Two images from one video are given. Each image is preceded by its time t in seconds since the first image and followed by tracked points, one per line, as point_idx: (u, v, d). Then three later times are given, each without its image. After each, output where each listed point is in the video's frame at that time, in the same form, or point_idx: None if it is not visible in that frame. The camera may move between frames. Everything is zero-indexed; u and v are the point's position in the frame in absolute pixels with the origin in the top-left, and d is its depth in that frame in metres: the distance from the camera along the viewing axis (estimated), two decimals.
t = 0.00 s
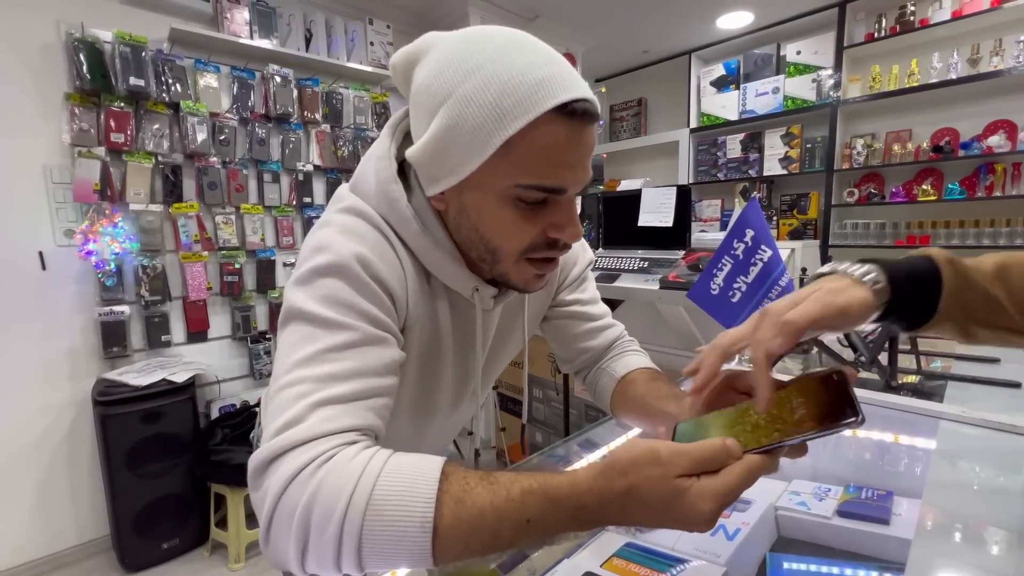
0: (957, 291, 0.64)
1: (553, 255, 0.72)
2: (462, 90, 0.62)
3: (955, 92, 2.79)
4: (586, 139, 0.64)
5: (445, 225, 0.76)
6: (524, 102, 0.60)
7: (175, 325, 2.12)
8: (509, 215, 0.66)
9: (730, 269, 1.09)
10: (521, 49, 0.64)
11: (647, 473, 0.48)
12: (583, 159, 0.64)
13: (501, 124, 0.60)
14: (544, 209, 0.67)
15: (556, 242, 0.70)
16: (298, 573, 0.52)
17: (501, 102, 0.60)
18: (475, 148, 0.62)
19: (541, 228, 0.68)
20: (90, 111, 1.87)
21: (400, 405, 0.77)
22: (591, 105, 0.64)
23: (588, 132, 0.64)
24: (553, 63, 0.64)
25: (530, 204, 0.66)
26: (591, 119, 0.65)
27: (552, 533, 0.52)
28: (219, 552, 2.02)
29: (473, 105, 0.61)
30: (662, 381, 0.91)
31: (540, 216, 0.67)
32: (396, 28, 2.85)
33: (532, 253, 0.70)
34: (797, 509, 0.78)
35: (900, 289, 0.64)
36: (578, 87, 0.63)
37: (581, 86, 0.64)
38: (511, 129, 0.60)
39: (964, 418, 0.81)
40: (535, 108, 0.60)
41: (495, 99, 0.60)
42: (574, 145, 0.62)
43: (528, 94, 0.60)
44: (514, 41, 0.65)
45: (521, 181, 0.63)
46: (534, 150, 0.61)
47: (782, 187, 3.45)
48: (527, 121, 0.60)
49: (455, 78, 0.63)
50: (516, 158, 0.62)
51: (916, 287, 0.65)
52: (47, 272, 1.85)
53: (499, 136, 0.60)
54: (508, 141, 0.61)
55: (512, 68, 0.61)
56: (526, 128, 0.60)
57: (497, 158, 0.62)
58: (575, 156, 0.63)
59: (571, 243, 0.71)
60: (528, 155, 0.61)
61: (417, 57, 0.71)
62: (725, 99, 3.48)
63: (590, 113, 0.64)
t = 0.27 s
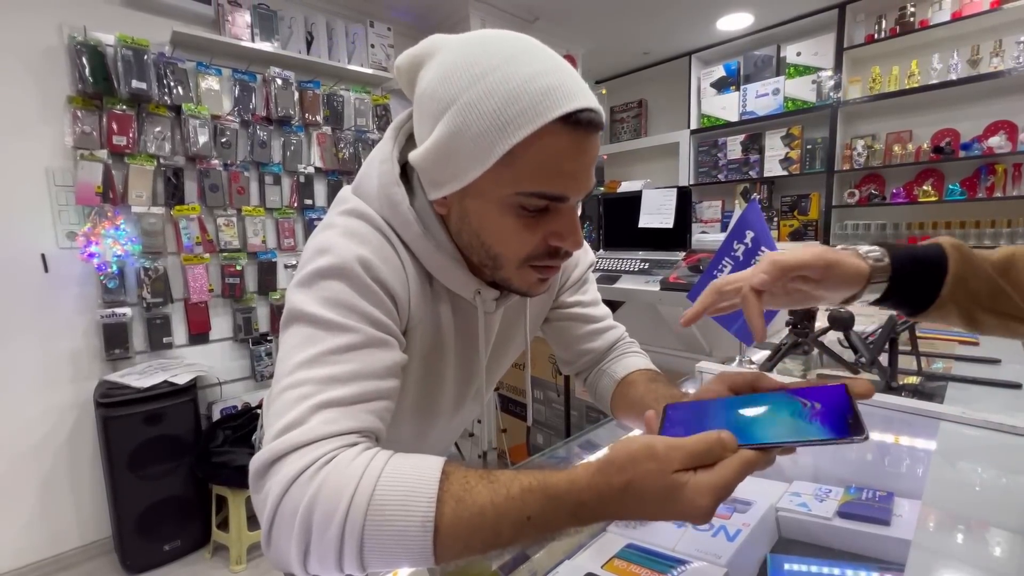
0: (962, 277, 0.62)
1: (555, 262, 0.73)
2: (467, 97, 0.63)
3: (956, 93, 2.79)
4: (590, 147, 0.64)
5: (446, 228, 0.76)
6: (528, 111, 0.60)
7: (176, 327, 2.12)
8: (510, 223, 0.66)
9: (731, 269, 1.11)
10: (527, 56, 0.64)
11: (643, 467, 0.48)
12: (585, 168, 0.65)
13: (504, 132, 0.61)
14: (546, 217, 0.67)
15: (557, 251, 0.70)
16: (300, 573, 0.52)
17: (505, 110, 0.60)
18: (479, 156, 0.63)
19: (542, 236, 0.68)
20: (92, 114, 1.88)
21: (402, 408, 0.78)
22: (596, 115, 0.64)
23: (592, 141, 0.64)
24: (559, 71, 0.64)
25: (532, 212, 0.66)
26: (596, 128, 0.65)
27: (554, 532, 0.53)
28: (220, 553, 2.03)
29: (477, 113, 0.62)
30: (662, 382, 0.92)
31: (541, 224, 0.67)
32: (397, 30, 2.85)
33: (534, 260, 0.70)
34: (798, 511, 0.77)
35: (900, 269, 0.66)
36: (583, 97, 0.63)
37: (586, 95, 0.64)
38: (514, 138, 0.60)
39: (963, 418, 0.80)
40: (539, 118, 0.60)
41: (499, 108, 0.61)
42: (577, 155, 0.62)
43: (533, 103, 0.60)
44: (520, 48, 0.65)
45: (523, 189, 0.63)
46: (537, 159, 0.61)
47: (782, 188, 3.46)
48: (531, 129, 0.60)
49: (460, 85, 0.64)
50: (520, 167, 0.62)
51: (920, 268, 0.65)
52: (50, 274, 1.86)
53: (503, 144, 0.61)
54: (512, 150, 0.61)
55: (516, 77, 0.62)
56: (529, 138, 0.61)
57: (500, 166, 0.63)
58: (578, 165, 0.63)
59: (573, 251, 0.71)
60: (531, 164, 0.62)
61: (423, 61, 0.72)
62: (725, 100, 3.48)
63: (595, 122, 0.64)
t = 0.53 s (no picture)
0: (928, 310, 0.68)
1: (554, 267, 0.73)
2: (468, 102, 0.63)
3: (956, 94, 2.79)
4: (590, 154, 0.64)
5: (446, 232, 0.76)
6: (528, 118, 0.60)
7: (177, 329, 2.13)
8: (509, 228, 0.67)
9: (731, 272, 1.11)
10: (527, 61, 0.64)
11: (650, 475, 0.49)
12: (585, 175, 0.65)
13: (504, 139, 0.61)
14: (545, 223, 0.67)
15: (556, 256, 0.71)
16: None
17: (504, 117, 0.60)
18: (478, 162, 0.63)
19: (540, 242, 0.68)
20: (94, 117, 1.89)
21: (403, 410, 0.78)
22: (596, 121, 0.64)
23: (592, 147, 0.65)
24: (560, 77, 0.64)
25: (531, 217, 0.66)
26: (596, 135, 0.65)
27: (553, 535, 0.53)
28: (221, 555, 2.03)
29: (478, 119, 0.62)
30: (662, 384, 0.92)
31: (540, 229, 0.67)
32: (398, 32, 2.86)
33: (534, 265, 0.71)
34: (798, 513, 0.76)
35: (866, 310, 0.70)
36: (583, 103, 0.63)
37: (586, 102, 0.65)
38: (514, 145, 0.60)
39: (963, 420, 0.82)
40: (538, 124, 0.60)
41: (499, 114, 0.61)
42: (577, 161, 0.63)
43: (533, 110, 0.60)
44: (521, 53, 0.65)
45: (522, 196, 0.63)
46: (536, 166, 0.62)
47: (783, 189, 3.46)
48: (531, 136, 0.60)
49: (461, 90, 0.64)
50: (520, 173, 0.62)
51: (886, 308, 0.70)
52: (51, 276, 1.86)
53: (502, 150, 0.61)
54: (512, 157, 0.61)
55: (516, 83, 0.62)
56: (529, 144, 0.61)
57: (499, 172, 0.63)
58: (578, 172, 0.63)
59: (572, 256, 0.71)
60: (531, 171, 0.62)
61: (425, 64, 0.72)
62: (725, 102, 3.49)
63: (595, 129, 0.64)
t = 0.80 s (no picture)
0: None
1: (554, 273, 0.73)
2: (474, 105, 0.63)
3: (956, 95, 2.79)
4: (593, 161, 0.65)
5: (448, 234, 0.76)
6: (534, 122, 0.60)
7: (178, 331, 2.13)
8: (511, 232, 0.67)
9: (731, 274, 1.09)
10: (534, 67, 0.64)
11: (646, 474, 0.49)
12: (588, 181, 0.65)
13: (509, 142, 0.61)
14: (546, 227, 0.67)
15: (557, 261, 0.71)
16: None
17: (511, 121, 0.61)
18: (482, 164, 0.63)
19: (541, 247, 0.68)
20: (95, 119, 1.89)
21: (402, 413, 0.78)
22: (600, 129, 0.64)
23: (596, 154, 0.65)
24: (566, 83, 0.65)
25: (532, 221, 0.66)
26: (600, 142, 0.65)
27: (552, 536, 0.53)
28: (221, 557, 2.03)
29: (483, 122, 0.62)
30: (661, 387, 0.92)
31: (541, 234, 0.67)
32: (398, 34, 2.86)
33: (534, 270, 0.71)
34: (799, 516, 0.76)
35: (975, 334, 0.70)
36: (588, 110, 0.64)
37: (591, 109, 0.65)
38: (519, 149, 0.60)
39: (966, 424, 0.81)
40: (544, 129, 0.60)
41: (505, 118, 0.61)
42: (579, 167, 0.63)
43: (539, 115, 0.60)
44: (528, 58, 0.65)
45: (525, 199, 0.63)
46: (539, 171, 0.62)
47: (783, 190, 3.46)
48: (535, 141, 0.60)
49: (468, 93, 0.64)
50: (523, 177, 0.62)
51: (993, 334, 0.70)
52: (52, 278, 1.87)
53: (507, 154, 0.61)
54: (516, 160, 0.62)
55: (524, 88, 0.62)
56: (534, 148, 0.61)
57: (503, 174, 0.63)
58: (580, 178, 0.64)
59: (572, 262, 0.71)
60: (534, 175, 0.62)
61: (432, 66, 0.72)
62: (725, 103, 3.49)
63: (599, 136, 0.65)
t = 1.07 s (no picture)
0: None
1: (559, 275, 0.73)
2: (500, 104, 0.63)
3: (956, 96, 2.79)
4: (607, 170, 0.65)
5: (451, 232, 0.77)
6: (557, 125, 0.61)
7: (178, 331, 2.13)
8: (521, 230, 0.66)
9: (731, 275, 1.09)
10: (559, 76, 0.65)
11: (637, 444, 0.46)
12: (601, 189, 0.65)
13: (531, 142, 0.61)
14: (557, 230, 0.67)
15: (563, 265, 0.70)
16: None
17: (534, 122, 0.61)
18: (501, 161, 0.63)
19: (549, 248, 0.68)
20: (96, 120, 1.89)
21: (401, 414, 0.77)
22: (617, 142, 0.66)
23: (610, 164, 0.66)
24: (590, 94, 0.66)
25: (547, 222, 0.66)
26: (615, 153, 0.66)
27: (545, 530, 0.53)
28: (221, 558, 2.03)
29: (509, 120, 0.62)
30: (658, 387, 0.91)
31: (550, 236, 0.67)
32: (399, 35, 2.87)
33: (540, 271, 0.71)
34: (800, 517, 0.76)
35: None
36: (608, 122, 0.65)
37: (610, 121, 0.66)
38: (539, 149, 0.61)
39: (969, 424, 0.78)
40: (566, 133, 0.61)
41: (529, 120, 0.61)
42: (595, 173, 0.63)
43: (562, 119, 0.61)
44: (553, 66, 0.66)
45: (539, 199, 0.63)
46: (557, 172, 0.62)
47: (783, 191, 3.46)
48: (559, 142, 0.61)
49: (493, 93, 0.64)
50: (540, 177, 0.62)
51: None
52: (52, 279, 1.87)
53: (529, 152, 0.61)
54: (537, 160, 0.62)
55: (547, 93, 0.62)
56: (554, 151, 0.61)
57: (521, 173, 0.63)
58: (595, 185, 0.64)
59: (578, 266, 0.71)
60: (552, 176, 0.62)
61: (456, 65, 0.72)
62: (726, 104, 3.49)
63: (614, 147, 0.66)
